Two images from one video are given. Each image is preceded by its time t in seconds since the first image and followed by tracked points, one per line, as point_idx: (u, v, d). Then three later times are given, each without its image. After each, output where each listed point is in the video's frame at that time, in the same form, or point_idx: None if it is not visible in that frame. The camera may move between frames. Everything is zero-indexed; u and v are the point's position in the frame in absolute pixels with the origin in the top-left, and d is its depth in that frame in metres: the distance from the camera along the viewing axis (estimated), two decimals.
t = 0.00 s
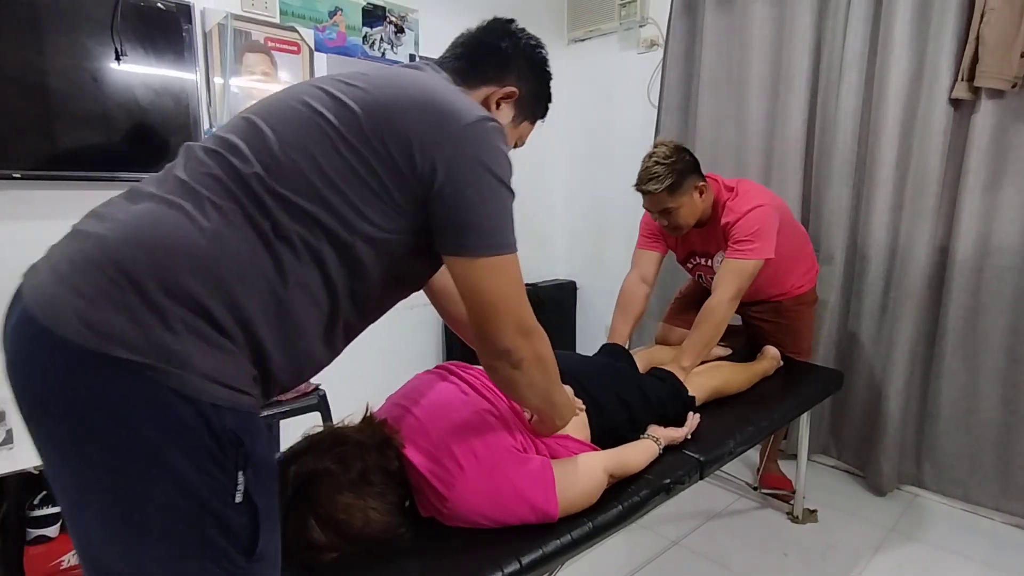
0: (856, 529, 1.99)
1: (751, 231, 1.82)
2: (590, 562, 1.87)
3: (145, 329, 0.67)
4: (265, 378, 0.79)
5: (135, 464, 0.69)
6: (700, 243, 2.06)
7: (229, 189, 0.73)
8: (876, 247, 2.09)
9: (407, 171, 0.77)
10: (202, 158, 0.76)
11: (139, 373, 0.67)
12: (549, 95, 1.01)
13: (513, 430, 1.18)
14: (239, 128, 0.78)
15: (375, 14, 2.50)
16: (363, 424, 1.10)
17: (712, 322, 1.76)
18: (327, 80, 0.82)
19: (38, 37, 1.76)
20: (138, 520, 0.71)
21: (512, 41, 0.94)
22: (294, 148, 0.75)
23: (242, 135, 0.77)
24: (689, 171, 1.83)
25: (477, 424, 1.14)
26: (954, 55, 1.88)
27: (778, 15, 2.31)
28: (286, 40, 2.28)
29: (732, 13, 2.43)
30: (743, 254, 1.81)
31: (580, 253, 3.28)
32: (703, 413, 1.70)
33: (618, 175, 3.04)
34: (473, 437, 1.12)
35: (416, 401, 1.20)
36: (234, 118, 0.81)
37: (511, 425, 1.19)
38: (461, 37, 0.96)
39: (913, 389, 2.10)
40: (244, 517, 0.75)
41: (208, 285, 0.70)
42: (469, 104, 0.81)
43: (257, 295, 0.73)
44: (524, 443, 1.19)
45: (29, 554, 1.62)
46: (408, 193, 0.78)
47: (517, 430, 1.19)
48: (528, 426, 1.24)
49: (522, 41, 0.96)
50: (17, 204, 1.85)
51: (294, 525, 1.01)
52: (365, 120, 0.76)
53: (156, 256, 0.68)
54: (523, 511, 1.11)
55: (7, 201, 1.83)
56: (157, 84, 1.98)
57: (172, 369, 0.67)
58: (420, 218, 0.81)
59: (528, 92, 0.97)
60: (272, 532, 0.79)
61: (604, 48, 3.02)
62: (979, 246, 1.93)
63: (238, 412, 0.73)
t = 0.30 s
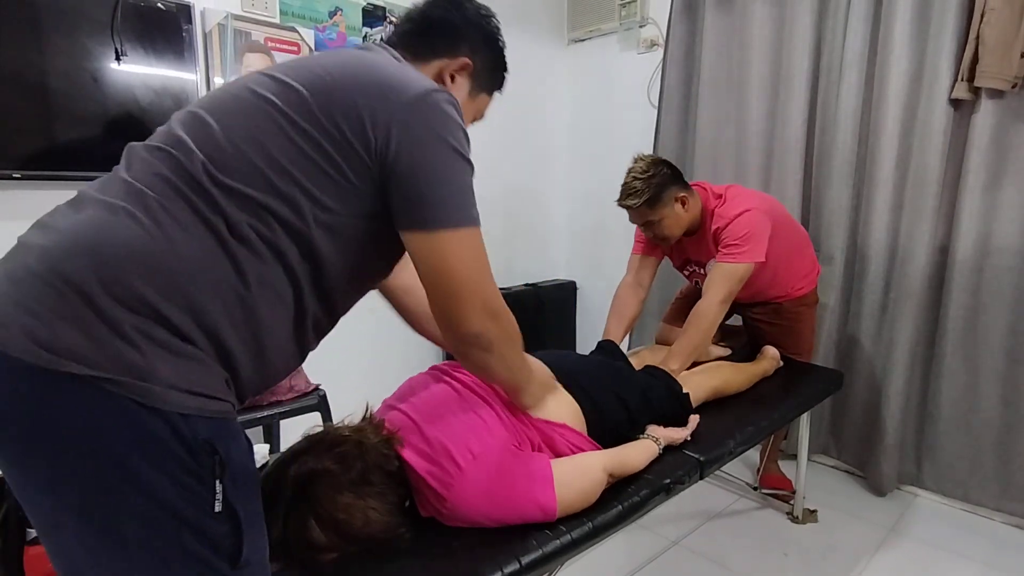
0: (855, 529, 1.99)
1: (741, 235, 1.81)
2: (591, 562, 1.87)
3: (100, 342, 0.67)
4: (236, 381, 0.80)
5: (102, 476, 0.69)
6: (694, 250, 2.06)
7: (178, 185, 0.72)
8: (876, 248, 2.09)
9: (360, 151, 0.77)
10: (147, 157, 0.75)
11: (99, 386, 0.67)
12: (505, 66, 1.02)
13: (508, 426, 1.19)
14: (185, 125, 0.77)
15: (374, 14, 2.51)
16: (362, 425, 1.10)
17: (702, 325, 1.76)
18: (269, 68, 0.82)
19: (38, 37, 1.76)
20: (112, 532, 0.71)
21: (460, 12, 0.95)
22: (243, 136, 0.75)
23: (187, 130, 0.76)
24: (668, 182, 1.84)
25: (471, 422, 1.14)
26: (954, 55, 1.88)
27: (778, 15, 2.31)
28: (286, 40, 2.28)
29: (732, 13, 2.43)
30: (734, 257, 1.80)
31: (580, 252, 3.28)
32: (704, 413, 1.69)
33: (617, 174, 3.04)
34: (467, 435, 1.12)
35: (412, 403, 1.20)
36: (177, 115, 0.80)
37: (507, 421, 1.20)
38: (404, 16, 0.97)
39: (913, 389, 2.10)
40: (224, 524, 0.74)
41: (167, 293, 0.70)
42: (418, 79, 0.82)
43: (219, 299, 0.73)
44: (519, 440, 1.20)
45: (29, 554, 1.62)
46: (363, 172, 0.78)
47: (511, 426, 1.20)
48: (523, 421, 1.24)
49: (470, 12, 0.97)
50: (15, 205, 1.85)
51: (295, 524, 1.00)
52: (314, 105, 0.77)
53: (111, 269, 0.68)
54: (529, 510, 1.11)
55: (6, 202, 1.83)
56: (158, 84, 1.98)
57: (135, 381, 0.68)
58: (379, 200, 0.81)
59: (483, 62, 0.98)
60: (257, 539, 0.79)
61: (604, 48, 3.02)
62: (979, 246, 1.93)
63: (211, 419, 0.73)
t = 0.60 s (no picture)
0: (855, 529, 1.99)
1: (738, 238, 1.82)
2: (590, 563, 1.87)
3: (107, 342, 0.67)
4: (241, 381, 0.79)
5: (110, 475, 0.69)
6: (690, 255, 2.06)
7: (192, 182, 0.72)
8: (876, 248, 2.09)
9: (376, 137, 0.78)
10: (153, 157, 0.75)
11: (105, 385, 0.67)
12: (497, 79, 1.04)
13: (505, 423, 1.18)
14: (192, 125, 0.77)
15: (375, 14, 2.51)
16: (364, 425, 1.10)
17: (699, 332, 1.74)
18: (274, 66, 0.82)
19: (38, 37, 1.76)
20: (121, 530, 0.72)
21: (456, 29, 0.97)
22: (256, 130, 0.75)
23: (196, 129, 0.76)
24: (666, 189, 1.85)
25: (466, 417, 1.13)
26: (954, 55, 1.88)
27: (778, 15, 2.30)
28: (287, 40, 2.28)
29: (732, 13, 2.43)
30: (729, 259, 1.80)
31: (580, 252, 3.28)
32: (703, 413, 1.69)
33: (617, 174, 3.04)
34: (468, 431, 1.11)
35: (410, 399, 1.19)
36: (181, 116, 0.80)
37: (503, 418, 1.19)
38: (399, 32, 0.98)
39: (913, 389, 2.10)
40: (231, 524, 0.75)
41: (177, 290, 0.70)
42: (421, 69, 0.84)
43: (231, 294, 0.73)
44: (517, 439, 1.19)
45: (28, 555, 1.62)
46: (377, 165, 0.79)
47: (508, 423, 1.20)
48: (522, 419, 1.24)
49: (463, 27, 0.99)
50: (14, 206, 1.85)
51: (294, 521, 1.00)
52: (325, 95, 0.77)
53: (116, 268, 0.68)
54: (528, 508, 1.11)
55: (5, 203, 1.83)
56: (157, 84, 1.98)
57: (141, 381, 0.68)
58: (392, 192, 0.81)
59: (474, 72, 0.99)
60: (264, 540, 0.79)
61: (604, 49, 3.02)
62: (979, 246, 1.93)
63: (217, 420, 0.72)
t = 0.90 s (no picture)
0: (855, 529, 1.99)
1: (752, 227, 1.83)
2: (590, 562, 1.87)
3: (159, 329, 0.68)
4: (275, 375, 0.80)
5: (149, 462, 0.69)
6: (699, 237, 2.06)
7: (240, 179, 0.74)
8: (876, 248, 2.09)
9: (409, 134, 0.80)
10: (200, 155, 0.76)
11: (154, 371, 0.68)
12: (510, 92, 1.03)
13: (511, 420, 1.19)
14: (234, 125, 0.78)
15: (375, 14, 2.51)
16: (369, 423, 1.10)
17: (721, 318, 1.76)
18: (311, 70, 0.84)
19: (37, 37, 1.76)
20: (152, 520, 0.71)
21: (478, 45, 0.98)
22: (301, 130, 0.76)
23: (240, 130, 0.77)
24: (688, 164, 1.83)
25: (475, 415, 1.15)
26: (954, 55, 1.88)
27: (778, 15, 2.30)
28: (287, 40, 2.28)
29: (733, 12, 2.42)
30: (742, 248, 1.81)
31: (580, 252, 3.28)
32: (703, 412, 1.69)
33: (617, 175, 3.04)
34: (474, 427, 1.13)
35: (417, 393, 1.21)
36: (223, 119, 0.81)
37: (509, 417, 1.19)
38: (421, 44, 0.99)
39: (913, 389, 2.10)
40: (256, 515, 0.76)
41: (225, 282, 0.71)
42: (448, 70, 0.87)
43: (273, 286, 0.74)
44: (523, 439, 1.19)
45: (29, 554, 1.62)
46: (415, 163, 0.81)
47: (514, 422, 1.20)
48: (527, 418, 1.24)
49: (481, 41, 0.99)
50: (16, 205, 1.85)
51: (298, 522, 1.00)
52: (363, 94, 0.79)
53: (167, 255, 0.69)
54: (524, 508, 1.11)
55: (6, 202, 1.83)
56: (157, 84, 1.98)
57: (189, 369, 0.69)
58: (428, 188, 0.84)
59: (489, 88, 0.99)
60: (284, 530, 0.81)
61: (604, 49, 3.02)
62: (979, 246, 1.93)
63: (248, 410, 0.74)
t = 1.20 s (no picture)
0: (856, 528, 1.99)
1: (779, 210, 1.86)
2: (590, 562, 1.87)
3: (198, 324, 0.68)
4: (302, 375, 0.81)
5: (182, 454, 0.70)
6: (719, 215, 2.05)
7: (270, 181, 0.75)
8: (876, 248, 2.09)
9: (433, 142, 0.80)
10: (232, 158, 0.77)
11: (190, 363, 0.68)
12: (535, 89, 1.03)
13: (513, 422, 1.19)
14: (266, 126, 0.79)
15: (375, 14, 2.50)
16: (370, 423, 1.10)
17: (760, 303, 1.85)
18: (338, 73, 0.84)
19: (37, 38, 1.76)
20: (179, 512, 0.71)
21: (502, 44, 0.97)
22: (327, 134, 0.77)
23: (270, 133, 0.78)
24: (720, 135, 1.84)
25: (478, 418, 1.15)
26: (954, 55, 1.88)
27: (778, 15, 2.30)
28: (286, 40, 2.28)
29: (733, 12, 2.42)
30: (771, 232, 1.85)
31: (579, 252, 3.28)
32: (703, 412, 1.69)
33: (617, 175, 3.04)
34: (475, 430, 1.13)
35: (419, 395, 1.20)
36: (254, 121, 0.82)
37: (511, 419, 1.20)
38: (446, 42, 0.99)
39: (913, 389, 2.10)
40: (273, 508, 0.77)
41: (257, 279, 0.71)
42: (474, 75, 0.86)
43: (300, 285, 0.74)
44: (524, 441, 1.19)
45: (29, 554, 1.61)
46: (436, 167, 0.82)
47: (515, 424, 1.20)
48: (528, 419, 1.24)
49: (506, 42, 0.99)
50: (17, 204, 1.84)
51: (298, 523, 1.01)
52: (389, 100, 0.79)
53: (204, 250, 0.69)
54: (524, 510, 1.11)
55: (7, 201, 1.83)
56: (157, 84, 1.98)
57: (222, 361, 0.69)
58: (448, 191, 0.84)
59: (516, 86, 0.99)
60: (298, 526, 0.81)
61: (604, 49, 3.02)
62: (979, 246, 1.93)
63: (276, 407, 0.74)
